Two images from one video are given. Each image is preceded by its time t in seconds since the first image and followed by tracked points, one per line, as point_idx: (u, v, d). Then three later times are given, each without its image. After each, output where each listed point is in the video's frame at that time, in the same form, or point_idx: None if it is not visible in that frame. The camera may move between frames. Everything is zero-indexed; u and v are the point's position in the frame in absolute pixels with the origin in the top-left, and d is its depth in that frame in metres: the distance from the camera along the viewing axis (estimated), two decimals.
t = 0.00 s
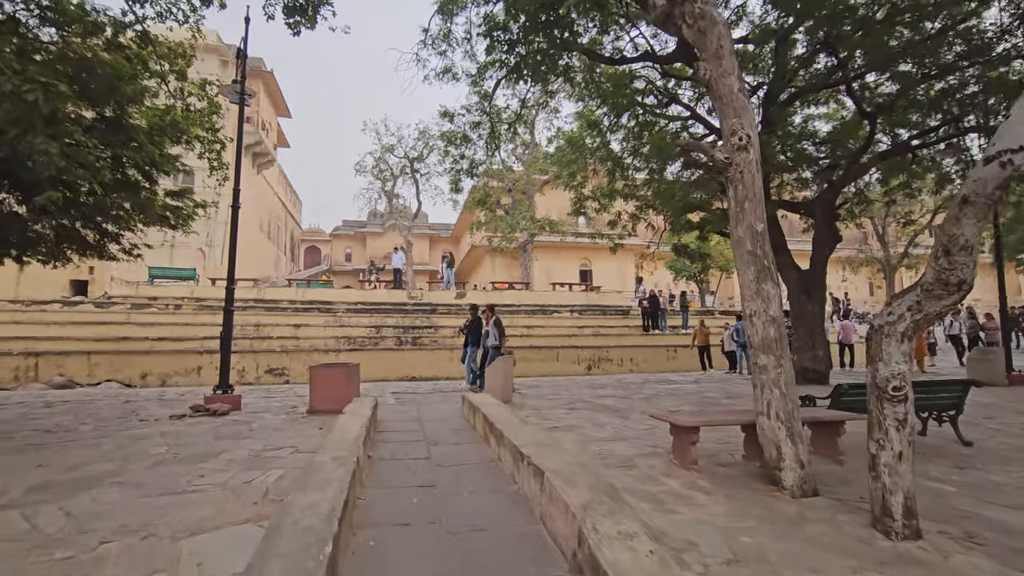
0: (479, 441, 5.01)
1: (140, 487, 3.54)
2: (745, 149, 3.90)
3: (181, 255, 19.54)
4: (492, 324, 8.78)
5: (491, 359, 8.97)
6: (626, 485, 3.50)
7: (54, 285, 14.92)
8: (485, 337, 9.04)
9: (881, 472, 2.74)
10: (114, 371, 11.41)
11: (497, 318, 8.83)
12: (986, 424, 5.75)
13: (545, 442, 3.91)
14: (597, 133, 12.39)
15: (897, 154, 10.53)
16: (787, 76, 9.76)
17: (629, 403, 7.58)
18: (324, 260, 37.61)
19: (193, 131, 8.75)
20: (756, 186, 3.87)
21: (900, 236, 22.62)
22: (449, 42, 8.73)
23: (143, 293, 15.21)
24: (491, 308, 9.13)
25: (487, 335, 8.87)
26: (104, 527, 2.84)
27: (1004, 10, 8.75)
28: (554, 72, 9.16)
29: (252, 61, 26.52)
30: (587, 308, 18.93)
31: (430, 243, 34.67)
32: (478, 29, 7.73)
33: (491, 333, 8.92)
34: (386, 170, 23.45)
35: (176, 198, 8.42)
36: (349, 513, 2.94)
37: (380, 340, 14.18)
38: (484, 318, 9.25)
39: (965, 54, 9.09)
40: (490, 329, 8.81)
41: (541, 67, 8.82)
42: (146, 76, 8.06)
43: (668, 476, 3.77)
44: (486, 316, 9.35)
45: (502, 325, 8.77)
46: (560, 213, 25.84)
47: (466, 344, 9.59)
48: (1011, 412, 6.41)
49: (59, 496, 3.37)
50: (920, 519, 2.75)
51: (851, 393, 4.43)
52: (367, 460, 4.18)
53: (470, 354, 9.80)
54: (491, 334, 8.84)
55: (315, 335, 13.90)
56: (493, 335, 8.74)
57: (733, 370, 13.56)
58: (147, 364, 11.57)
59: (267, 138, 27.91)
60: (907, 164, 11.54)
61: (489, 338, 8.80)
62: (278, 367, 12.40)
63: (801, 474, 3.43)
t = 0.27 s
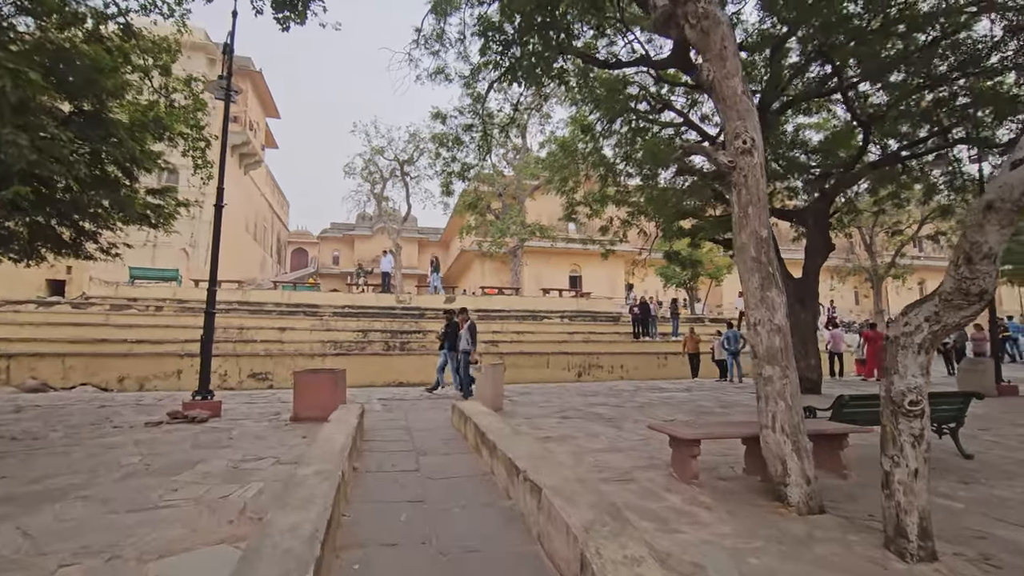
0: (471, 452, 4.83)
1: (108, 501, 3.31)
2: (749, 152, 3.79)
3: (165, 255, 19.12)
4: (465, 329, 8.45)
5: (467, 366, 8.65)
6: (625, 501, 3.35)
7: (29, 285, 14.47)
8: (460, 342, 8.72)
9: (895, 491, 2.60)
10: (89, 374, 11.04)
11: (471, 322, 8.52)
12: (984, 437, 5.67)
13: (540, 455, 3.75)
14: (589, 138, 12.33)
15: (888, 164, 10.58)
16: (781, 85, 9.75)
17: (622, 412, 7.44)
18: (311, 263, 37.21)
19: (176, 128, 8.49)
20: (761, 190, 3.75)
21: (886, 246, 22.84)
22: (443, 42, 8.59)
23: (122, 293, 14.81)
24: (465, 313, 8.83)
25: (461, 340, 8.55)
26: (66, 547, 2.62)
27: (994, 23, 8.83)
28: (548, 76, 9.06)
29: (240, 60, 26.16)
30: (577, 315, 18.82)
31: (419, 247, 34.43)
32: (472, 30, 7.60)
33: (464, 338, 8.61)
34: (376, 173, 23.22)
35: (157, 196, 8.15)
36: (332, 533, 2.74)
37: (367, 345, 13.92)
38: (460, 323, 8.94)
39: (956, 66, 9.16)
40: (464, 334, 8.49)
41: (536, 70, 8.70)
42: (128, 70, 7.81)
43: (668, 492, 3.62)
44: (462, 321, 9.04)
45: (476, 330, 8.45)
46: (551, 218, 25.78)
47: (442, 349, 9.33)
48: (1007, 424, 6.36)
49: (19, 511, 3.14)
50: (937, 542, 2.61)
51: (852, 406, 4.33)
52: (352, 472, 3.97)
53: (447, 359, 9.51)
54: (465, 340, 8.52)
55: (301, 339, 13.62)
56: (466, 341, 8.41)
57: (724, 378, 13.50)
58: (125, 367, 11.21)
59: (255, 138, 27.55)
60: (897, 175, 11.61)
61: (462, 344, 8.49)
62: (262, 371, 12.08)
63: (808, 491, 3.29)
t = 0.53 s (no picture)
0: (460, 458, 4.63)
1: (68, 510, 3.07)
2: (755, 147, 3.62)
3: (151, 253, 18.76)
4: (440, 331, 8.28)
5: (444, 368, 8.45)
6: (623, 513, 3.15)
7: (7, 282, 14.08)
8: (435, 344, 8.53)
9: (916, 505, 2.43)
10: (68, 374, 10.70)
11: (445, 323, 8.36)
12: (986, 446, 5.55)
13: (534, 463, 3.55)
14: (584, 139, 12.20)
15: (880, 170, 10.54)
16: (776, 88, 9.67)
17: (616, 417, 7.26)
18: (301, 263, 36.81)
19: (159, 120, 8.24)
20: (767, 187, 3.59)
21: (878, 253, 22.91)
22: (436, 38, 8.42)
23: (105, 291, 14.46)
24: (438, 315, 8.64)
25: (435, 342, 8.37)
26: (13, 563, 2.38)
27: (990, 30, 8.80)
28: (543, 74, 8.92)
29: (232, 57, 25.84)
30: (570, 318, 18.66)
31: (411, 249, 34.18)
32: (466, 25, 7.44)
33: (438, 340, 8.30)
34: (368, 173, 22.98)
35: (137, 189, 7.89)
36: (307, 548, 2.52)
37: (356, 346, 13.66)
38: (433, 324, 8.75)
39: (951, 72, 9.12)
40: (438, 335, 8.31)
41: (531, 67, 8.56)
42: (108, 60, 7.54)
43: (668, 503, 3.43)
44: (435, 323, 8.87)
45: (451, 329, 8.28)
46: (544, 221, 25.65)
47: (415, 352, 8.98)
48: (1007, 433, 6.25)
49: None
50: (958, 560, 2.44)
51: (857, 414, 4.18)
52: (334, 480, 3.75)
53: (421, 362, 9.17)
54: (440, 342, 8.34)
55: (288, 340, 13.33)
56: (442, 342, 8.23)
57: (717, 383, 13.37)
58: (105, 367, 10.89)
59: (246, 136, 27.22)
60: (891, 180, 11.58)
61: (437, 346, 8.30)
62: (247, 372, 11.79)
63: (816, 503, 3.11)
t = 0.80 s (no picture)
0: (458, 470, 4.40)
1: (32, 529, 2.85)
2: (775, 143, 3.40)
3: (146, 252, 18.53)
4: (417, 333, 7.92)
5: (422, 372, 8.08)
6: (633, 535, 2.92)
7: None
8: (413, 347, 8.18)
9: (958, 538, 2.19)
10: (57, 374, 10.46)
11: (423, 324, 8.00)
12: (1006, 459, 5.31)
13: (535, 479, 3.31)
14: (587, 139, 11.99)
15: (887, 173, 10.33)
16: (783, 88, 9.45)
17: (619, 425, 7.01)
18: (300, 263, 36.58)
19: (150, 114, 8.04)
20: (787, 186, 3.37)
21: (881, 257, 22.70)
22: (437, 33, 8.19)
23: (98, 290, 14.23)
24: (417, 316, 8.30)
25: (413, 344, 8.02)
26: None
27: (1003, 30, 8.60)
28: (546, 71, 8.71)
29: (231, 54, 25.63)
30: (570, 320, 18.43)
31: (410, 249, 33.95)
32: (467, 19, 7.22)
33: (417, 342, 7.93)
34: (367, 172, 22.75)
35: (127, 185, 7.67)
36: None
37: (353, 348, 13.42)
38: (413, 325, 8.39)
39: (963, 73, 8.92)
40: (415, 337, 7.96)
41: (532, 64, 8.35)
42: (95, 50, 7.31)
43: (678, 523, 3.20)
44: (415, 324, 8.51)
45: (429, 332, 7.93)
46: (545, 222, 25.42)
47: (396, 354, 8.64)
48: None
49: None
50: None
51: (878, 426, 3.96)
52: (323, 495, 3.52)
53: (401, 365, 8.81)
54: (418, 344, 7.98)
55: (284, 340, 13.09)
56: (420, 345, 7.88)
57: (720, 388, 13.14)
58: (96, 367, 10.66)
59: (244, 134, 26.98)
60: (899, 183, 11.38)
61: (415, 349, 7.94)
62: (241, 374, 11.55)
63: (841, 526, 2.88)
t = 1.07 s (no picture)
0: (461, 480, 4.20)
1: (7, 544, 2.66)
2: (797, 137, 3.22)
3: (146, 254, 18.39)
4: (401, 336, 7.65)
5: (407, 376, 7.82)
6: (649, 553, 2.73)
7: None
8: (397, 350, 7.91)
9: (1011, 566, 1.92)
10: (52, 377, 10.29)
11: (407, 326, 7.73)
12: None
13: (544, 492, 3.13)
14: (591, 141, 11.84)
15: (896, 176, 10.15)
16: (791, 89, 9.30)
17: (626, 432, 6.82)
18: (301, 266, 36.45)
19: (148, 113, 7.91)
20: (811, 182, 3.20)
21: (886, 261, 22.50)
22: (440, 31, 8.04)
23: (96, 292, 14.07)
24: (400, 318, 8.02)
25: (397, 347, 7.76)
26: None
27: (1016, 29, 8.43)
28: (551, 70, 8.57)
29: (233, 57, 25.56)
30: (573, 324, 18.24)
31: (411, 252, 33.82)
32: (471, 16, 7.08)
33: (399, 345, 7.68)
34: (369, 174, 22.63)
35: (123, 184, 7.53)
36: None
37: (354, 351, 13.24)
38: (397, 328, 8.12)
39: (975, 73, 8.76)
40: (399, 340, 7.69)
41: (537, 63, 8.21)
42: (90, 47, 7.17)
43: (697, 539, 3.01)
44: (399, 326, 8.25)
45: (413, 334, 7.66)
46: (547, 226, 25.27)
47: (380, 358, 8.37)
48: None
49: None
50: None
51: (902, 436, 3.78)
52: (318, 508, 3.33)
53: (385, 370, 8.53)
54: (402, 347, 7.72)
55: (283, 344, 12.92)
56: (403, 348, 7.62)
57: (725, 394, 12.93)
58: (92, 370, 10.48)
59: (246, 136, 26.91)
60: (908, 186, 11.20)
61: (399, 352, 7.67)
62: (239, 377, 11.37)
63: (873, 545, 2.68)
